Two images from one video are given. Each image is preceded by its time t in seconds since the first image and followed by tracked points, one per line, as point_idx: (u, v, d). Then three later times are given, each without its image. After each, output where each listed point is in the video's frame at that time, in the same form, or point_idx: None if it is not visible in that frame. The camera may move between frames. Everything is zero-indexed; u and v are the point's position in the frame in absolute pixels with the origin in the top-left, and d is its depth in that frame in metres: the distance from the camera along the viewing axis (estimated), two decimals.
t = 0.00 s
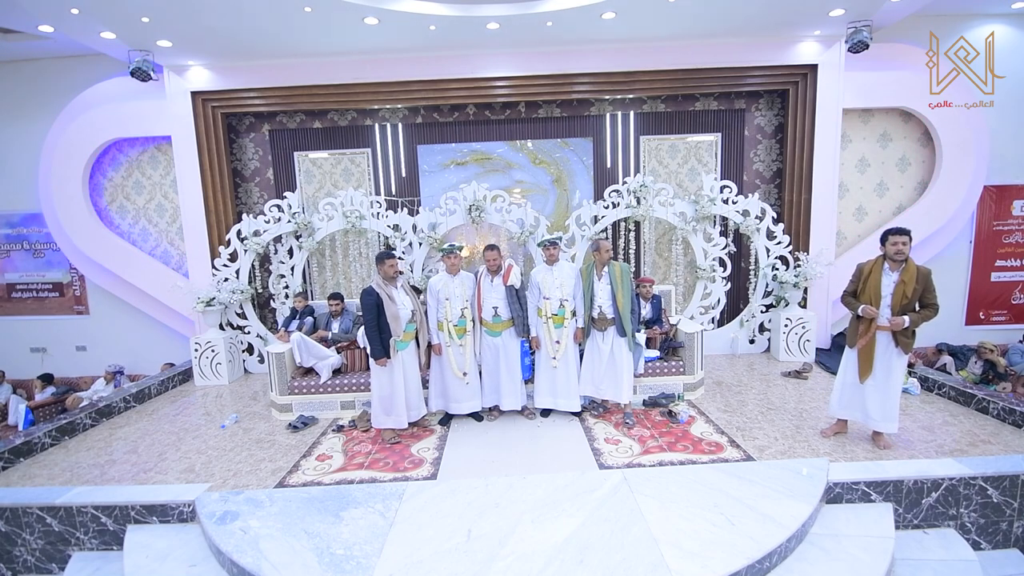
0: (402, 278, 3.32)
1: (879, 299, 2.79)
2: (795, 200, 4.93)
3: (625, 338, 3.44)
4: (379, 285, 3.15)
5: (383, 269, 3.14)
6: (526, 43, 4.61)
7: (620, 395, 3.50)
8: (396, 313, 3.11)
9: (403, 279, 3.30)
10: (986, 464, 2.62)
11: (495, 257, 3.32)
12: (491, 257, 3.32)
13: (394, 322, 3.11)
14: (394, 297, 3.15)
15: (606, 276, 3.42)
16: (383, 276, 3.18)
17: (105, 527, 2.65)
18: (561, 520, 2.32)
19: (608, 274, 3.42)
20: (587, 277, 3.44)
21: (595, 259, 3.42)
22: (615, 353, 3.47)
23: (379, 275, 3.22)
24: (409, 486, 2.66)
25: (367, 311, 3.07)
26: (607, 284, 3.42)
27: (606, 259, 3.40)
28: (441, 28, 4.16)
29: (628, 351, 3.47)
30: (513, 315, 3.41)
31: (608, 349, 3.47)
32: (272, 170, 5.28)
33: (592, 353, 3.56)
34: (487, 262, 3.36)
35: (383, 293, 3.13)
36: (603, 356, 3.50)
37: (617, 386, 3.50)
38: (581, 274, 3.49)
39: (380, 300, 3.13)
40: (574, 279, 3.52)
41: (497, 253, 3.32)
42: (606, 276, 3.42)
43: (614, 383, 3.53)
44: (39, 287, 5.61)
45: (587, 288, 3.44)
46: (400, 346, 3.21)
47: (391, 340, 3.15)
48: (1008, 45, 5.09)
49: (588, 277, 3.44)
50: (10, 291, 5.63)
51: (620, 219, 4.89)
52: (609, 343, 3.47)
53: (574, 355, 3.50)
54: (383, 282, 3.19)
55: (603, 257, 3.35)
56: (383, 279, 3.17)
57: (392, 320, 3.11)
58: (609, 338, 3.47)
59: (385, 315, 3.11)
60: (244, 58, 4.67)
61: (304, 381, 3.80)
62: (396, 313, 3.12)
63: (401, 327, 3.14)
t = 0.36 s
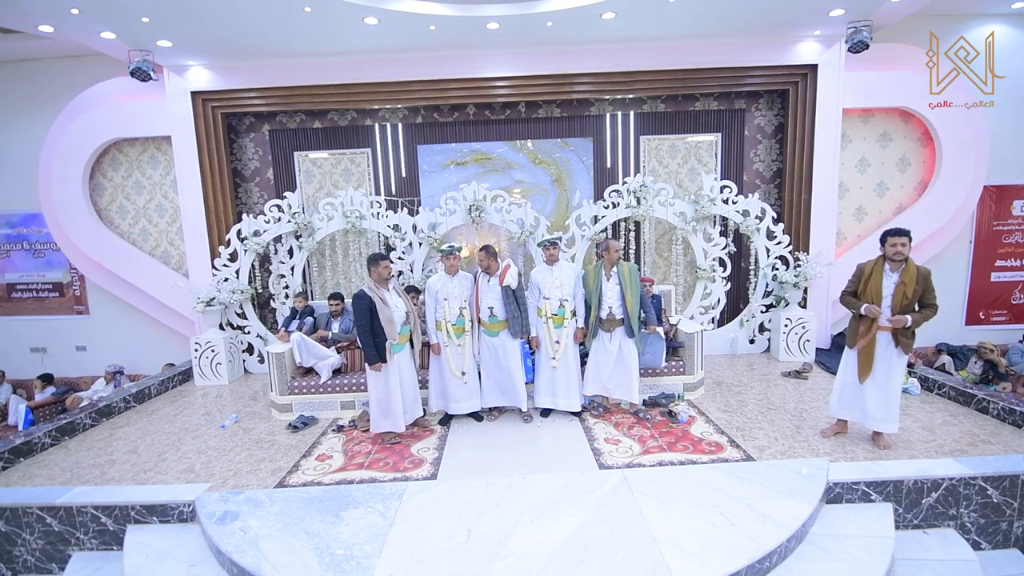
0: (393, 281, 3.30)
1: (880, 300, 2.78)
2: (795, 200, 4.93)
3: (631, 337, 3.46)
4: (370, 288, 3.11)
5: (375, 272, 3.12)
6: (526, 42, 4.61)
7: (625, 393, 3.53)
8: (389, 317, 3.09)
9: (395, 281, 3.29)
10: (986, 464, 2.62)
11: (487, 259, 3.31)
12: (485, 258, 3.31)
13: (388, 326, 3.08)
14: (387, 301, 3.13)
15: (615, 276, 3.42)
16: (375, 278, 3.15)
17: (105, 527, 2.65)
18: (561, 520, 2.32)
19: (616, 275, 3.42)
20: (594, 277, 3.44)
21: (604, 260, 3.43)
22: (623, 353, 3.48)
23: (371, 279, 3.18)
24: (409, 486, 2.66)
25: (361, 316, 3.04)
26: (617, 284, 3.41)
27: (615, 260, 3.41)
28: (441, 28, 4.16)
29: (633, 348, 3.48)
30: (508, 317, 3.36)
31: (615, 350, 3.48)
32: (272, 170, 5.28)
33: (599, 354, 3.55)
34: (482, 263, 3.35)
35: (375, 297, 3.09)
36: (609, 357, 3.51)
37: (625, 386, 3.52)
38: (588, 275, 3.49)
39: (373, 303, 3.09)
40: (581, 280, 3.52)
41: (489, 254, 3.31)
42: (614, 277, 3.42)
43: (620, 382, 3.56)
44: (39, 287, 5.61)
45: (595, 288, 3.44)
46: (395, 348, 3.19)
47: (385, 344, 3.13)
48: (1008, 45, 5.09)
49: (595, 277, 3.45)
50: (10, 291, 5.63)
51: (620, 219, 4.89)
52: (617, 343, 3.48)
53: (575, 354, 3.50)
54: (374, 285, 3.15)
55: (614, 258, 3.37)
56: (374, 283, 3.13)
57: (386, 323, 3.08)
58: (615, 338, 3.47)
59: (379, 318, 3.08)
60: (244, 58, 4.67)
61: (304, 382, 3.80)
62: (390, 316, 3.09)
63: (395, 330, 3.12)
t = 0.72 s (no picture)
0: (390, 281, 3.23)
1: (880, 301, 2.78)
2: (795, 200, 4.93)
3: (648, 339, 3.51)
4: (366, 289, 3.02)
5: (371, 273, 3.04)
6: (526, 42, 4.61)
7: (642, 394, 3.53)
8: (387, 318, 3.02)
9: (392, 281, 3.22)
10: (986, 464, 2.62)
11: (491, 260, 3.26)
12: (491, 258, 3.27)
13: (385, 327, 3.01)
14: (384, 302, 3.06)
15: (638, 277, 3.39)
16: (370, 279, 3.06)
17: (105, 527, 2.65)
18: (561, 520, 2.32)
19: (640, 276, 3.40)
20: (620, 279, 3.34)
21: (628, 260, 3.35)
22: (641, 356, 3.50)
23: (366, 279, 3.09)
24: (409, 486, 2.66)
25: (358, 318, 2.96)
26: (640, 284, 3.39)
27: (640, 261, 3.34)
28: (441, 28, 4.16)
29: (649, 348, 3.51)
30: (507, 321, 3.31)
31: (635, 353, 3.48)
32: (272, 170, 5.28)
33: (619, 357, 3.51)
34: (486, 264, 3.30)
35: (371, 299, 3.00)
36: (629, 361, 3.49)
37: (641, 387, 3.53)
38: (612, 276, 3.38)
39: (369, 304, 3.01)
40: (604, 282, 3.40)
41: (493, 254, 3.26)
42: (638, 277, 3.39)
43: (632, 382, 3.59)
44: (39, 287, 5.61)
45: (623, 290, 3.35)
46: (392, 350, 3.12)
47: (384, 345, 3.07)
48: (1008, 46, 5.09)
49: (622, 277, 3.35)
50: (10, 291, 5.63)
51: (620, 219, 4.89)
52: (637, 347, 3.48)
53: (575, 354, 3.50)
54: (371, 286, 3.06)
55: (641, 258, 3.31)
56: (370, 283, 3.05)
57: (384, 325, 3.02)
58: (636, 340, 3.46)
59: (377, 320, 3.00)
60: (244, 58, 4.67)
61: (304, 382, 3.81)
62: (387, 318, 3.03)
63: (392, 331, 3.06)
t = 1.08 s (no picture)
0: (394, 282, 3.12)
1: (886, 301, 2.78)
2: (795, 200, 4.93)
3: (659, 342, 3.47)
4: (368, 291, 2.90)
5: (375, 275, 2.92)
6: (526, 42, 4.61)
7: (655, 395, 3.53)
8: (388, 321, 2.90)
9: (396, 283, 3.11)
10: (986, 464, 2.62)
11: (500, 261, 3.27)
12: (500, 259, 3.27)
13: (386, 330, 2.89)
14: (386, 304, 2.94)
15: (655, 277, 3.34)
16: (375, 282, 2.95)
17: (105, 527, 2.65)
18: (561, 520, 2.32)
19: (657, 277, 3.34)
20: (641, 278, 3.24)
21: (647, 260, 3.27)
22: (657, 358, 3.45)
23: (370, 281, 2.97)
24: (409, 486, 2.66)
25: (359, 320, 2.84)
26: (658, 285, 3.33)
27: (657, 261, 3.27)
28: (441, 28, 4.16)
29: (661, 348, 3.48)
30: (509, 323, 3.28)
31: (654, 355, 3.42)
32: (272, 170, 5.28)
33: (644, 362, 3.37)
34: (496, 266, 3.30)
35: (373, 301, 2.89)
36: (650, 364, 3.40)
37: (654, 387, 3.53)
38: (632, 276, 3.27)
39: (372, 306, 2.90)
40: (625, 282, 3.26)
41: (501, 256, 3.26)
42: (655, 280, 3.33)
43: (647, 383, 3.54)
44: (39, 287, 5.61)
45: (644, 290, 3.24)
46: (392, 355, 2.98)
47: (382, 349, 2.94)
48: (1008, 45, 5.09)
49: (642, 276, 3.26)
50: (10, 291, 5.63)
51: (620, 219, 4.89)
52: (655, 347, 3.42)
53: (574, 354, 3.51)
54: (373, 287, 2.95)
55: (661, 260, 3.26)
56: (372, 284, 2.93)
57: (385, 328, 2.89)
58: (652, 342, 3.40)
59: (377, 322, 2.88)
60: (244, 58, 4.67)
61: (304, 381, 3.81)
62: (388, 320, 2.90)
63: (393, 335, 2.93)
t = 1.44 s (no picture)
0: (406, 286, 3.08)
1: (882, 301, 2.79)
2: (795, 200, 4.93)
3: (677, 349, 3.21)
4: (380, 291, 2.88)
5: (391, 275, 2.90)
6: (525, 42, 4.62)
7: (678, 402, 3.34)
8: (392, 324, 2.86)
9: (407, 288, 3.07)
10: (986, 464, 2.62)
11: (500, 262, 3.20)
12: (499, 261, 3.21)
13: (388, 332, 2.85)
14: (393, 307, 2.90)
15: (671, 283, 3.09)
16: (389, 282, 2.93)
17: (105, 527, 2.65)
18: (561, 520, 2.32)
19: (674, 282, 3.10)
20: (660, 283, 3.00)
21: (667, 265, 3.00)
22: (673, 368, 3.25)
23: (383, 280, 2.95)
24: (409, 486, 2.66)
25: (364, 320, 2.80)
26: (675, 292, 3.10)
27: (674, 266, 3.00)
28: (441, 28, 4.16)
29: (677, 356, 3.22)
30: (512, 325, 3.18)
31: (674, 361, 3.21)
32: (272, 170, 5.28)
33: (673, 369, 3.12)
34: (495, 266, 3.24)
35: (382, 301, 2.86)
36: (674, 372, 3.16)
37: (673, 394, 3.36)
38: (651, 281, 3.02)
39: (378, 306, 2.86)
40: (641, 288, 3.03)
41: (500, 257, 3.19)
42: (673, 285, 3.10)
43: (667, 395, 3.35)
44: (39, 287, 5.61)
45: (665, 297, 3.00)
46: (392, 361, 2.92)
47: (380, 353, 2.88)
48: (1008, 46, 5.09)
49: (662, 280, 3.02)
50: (10, 291, 5.63)
51: (621, 219, 4.89)
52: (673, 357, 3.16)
53: (575, 354, 3.50)
54: (384, 288, 2.93)
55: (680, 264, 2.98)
56: (383, 286, 2.90)
57: (386, 329, 2.85)
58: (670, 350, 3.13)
59: (380, 323, 2.85)
60: (244, 58, 4.67)
61: (304, 381, 3.81)
62: (392, 323, 2.87)
63: (395, 338, 2.88)
